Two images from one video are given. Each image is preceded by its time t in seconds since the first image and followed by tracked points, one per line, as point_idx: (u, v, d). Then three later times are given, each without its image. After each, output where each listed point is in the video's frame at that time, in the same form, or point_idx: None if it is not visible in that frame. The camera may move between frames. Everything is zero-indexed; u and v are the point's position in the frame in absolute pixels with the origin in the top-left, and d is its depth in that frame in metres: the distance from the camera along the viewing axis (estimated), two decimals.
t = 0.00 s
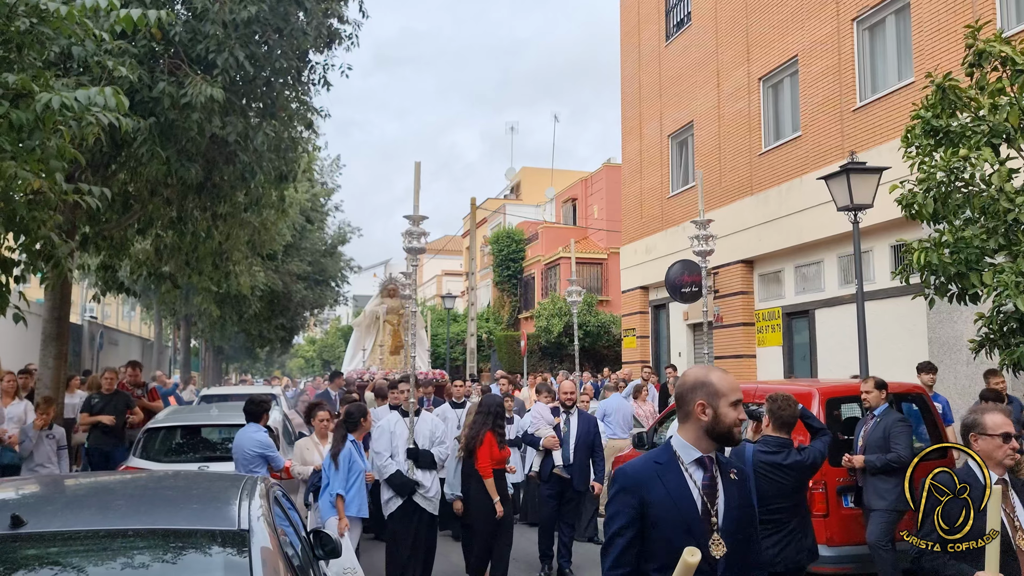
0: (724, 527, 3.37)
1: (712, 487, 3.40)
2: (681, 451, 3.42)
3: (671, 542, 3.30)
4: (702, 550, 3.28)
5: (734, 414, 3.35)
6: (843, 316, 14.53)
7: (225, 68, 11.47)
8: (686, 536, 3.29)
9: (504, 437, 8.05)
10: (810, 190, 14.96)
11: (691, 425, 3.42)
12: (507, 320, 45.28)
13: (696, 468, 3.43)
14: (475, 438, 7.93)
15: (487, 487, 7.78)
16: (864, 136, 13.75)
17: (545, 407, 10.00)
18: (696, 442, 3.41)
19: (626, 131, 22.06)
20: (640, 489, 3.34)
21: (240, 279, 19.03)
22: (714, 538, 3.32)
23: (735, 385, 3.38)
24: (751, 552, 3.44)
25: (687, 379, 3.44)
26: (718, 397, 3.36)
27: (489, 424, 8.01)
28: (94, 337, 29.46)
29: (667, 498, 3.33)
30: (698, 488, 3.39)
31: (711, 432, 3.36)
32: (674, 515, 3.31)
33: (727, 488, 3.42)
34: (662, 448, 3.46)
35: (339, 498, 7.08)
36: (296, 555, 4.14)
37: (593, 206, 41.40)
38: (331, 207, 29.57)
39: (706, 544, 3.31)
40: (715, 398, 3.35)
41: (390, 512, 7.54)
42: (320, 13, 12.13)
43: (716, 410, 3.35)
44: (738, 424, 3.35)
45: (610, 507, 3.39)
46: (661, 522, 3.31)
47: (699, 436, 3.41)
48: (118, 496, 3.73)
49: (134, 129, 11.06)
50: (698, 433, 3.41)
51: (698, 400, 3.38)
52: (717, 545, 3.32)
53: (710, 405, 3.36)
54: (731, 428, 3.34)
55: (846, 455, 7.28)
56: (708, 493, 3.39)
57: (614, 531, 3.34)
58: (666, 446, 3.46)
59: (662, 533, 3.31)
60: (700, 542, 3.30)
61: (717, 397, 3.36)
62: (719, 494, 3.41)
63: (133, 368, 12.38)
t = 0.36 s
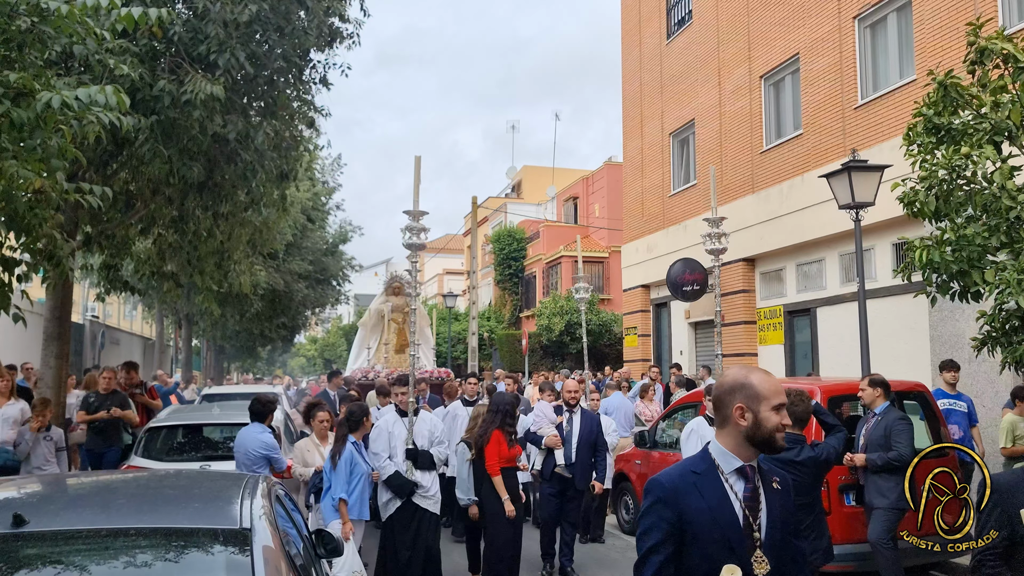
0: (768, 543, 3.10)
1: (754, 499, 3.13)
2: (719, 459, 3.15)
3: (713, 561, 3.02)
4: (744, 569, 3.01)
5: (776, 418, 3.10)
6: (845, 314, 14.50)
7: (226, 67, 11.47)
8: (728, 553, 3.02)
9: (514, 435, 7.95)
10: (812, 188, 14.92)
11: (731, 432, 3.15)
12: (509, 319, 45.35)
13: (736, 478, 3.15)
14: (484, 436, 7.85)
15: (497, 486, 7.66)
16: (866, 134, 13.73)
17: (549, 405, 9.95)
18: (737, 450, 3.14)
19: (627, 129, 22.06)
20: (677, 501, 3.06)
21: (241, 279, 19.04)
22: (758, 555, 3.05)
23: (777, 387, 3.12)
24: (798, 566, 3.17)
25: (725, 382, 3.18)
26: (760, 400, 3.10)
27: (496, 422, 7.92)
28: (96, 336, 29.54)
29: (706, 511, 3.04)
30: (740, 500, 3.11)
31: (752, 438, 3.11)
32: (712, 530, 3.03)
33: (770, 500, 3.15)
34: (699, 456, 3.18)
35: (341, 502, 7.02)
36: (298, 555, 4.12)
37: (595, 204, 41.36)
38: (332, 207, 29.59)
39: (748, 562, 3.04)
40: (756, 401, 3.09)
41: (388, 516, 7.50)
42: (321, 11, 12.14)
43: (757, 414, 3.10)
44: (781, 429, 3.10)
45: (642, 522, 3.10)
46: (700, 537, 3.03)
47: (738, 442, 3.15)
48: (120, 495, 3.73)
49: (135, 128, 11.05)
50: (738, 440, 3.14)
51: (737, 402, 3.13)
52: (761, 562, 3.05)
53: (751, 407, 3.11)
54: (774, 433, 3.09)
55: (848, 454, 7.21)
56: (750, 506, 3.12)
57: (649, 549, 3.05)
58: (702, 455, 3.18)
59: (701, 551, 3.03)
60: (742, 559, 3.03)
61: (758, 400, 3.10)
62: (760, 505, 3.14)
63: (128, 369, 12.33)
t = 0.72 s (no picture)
0: (801, 557, 2.86)
1: (784, 509, 2.89)
2: (742, 467, 2.91)
3: None
4: None
5: (800, 419, 2.84)
6: (846, 313, 14.49)
7: (228, 66, 11.45)
8: (759, 571, 2.78)
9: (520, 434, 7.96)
10: (814, 186, 14.89)
11: (752, 435, 2.91)
12: (510, 318, 45.41)
13: (762, 487, 2.92)
14: (489, 435, 7.84)
15: (504, 486, 7.69)
16: (866, 133, 13.72)
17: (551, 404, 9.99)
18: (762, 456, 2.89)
19: (628, 129, 22.07)
20: (698, 516, 2.81)
21: (242, 279, 19.06)
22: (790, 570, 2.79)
23: (799, 383, 2.87)
24: None
25: (742, 380, 2.94)
26: (782, 399, 2.85)
27: (502, 420, 7.88)
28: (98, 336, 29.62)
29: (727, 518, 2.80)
30: (768, 511, 2.87)
31: (775, 441, 2.85)
32: (741, 543, 2.78)
33: (800, 508, 2.93)
34: (720, 463, 2.95)
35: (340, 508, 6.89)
36: (298, 554, 4.12)
37: (596, 203, 41.33)
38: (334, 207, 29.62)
39: None
40: (775, 401, 2.85)
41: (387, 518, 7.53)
42: (322, 11, 12.15)
43: (777, 415, 2.85)
44: (805, 431, 2.84)
45: (660, 542, 2.85)
46: (729, 554, 2.78)
47: (760, 446, 2.90)
48: (122, 495, 3.73)
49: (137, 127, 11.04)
50: (761, 444, 2.90)
51: (755, 403, 2.89)
52: None
53: (770, 407, 2.86)
54: (798, 435, 2.83)
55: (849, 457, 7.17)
56: (780, 518, 2.87)
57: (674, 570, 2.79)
58: (723, 462, 2.95)
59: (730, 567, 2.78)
60: None
61: (778, 399, 2.85)
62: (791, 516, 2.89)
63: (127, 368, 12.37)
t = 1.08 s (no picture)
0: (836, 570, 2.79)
1: (818, 520, 2.82)
2: (772, 475, 2.84)
3: None
4: None
5: (835, 424, 2.76)
6: (847, 312, 14.48)
7: (229, 66, 11.46)
8: None
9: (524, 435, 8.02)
10: (815, 186, 14.87)
11: (782, 441, 2.82)
12: (511, 318, 45.38)
13: (794, 496, 2.85)
14: (494, 437, 7.85)
15: (511, 488, 7.67)
16: (868, 133, 13.71)
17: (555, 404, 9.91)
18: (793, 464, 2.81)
19: (629, 129, 22.05)
20: (726, 529, 2.73)
21: (243, 279, 19.03)
22: None
23: (833, 386, 2.77)
24: None
25: (772, 382, 2.85)
26: (814, 403, 2.77)
27: (507, 422, 7.98)
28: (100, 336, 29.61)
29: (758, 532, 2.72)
30: (801, 524, 2.80)
31: (805, 448, 2.77)
32: (771, 557, 2.71)
33: (834, 518, 2.86)
34: (748, 471, 2.87)
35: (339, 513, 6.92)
36: (299, 554, 4.12)
37: (597, 203, 41.27)
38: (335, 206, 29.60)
39: None
40: (807, 405, 2.77)
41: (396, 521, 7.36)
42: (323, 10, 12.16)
43: (808, 419, 2.77)
44: (838, 437, 2.75)
45: (686, 557, 2.78)
46: (759, 569, 2.70)
47: (791, 452, 2.82)
48: (122, 495, 3.73)
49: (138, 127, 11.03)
50: (792, 451, 2.82)
51: (785, 406, 2.81)
52: None
53: (801, 411, 2.78)
54: (830, 442, 2.75)
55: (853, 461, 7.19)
56: (813, 530, 2.80)
57: None
58: (752, 470, 2.87)
59: None
60: None
61: (810, 403, 2.77)
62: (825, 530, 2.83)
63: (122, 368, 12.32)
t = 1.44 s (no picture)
0: None
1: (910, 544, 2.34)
2: (850, 486, 2.40)
3: None
4: None
5: (919, 432, 2.26)
6: (847, 311, 14.48)
7: (230, 66, 11.45)
8: None
9: (526, 438, 7.97)
10: (815, 186, 14.87)
11: (857, 449, 2.37)
12: (511, 318, 45.41)
13: (877, 512, 2.40)
14: (497, 440, 7.81)
15: (510, 491, 7.63)
16: (867, 132, 13.72)
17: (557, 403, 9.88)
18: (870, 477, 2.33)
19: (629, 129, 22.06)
20: (795, 544, 2.39)
21: (244, 279, 19.07)
22: None
23: (922, 388, 2.27)
24: None
25: (848, 379, 2.40)
26: (894, 407, 2.29)
27: (509, 425, 7.89)
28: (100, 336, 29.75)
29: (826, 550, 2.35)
30: (882, 544, 2.36)
31: (884, 457, 2.30)
32: None
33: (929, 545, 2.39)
34: (825, 481, 2.48)
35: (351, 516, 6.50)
36: (298, 554, 4.11)
37: (597, 203, 41.27)
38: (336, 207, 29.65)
39: None
40: (883, 408, 2.29)
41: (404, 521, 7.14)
42: (324, 10, 12.17)
43: (886, 424, 2.30)
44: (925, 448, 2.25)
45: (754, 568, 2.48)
46: None
47: (868, 462, 2.36)
48: (122, 495, 3.72)
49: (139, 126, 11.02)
50: (870, 461, 2.35)
51: (860, 406, 2.35)
52: None
53: (877, 414, 2.31)
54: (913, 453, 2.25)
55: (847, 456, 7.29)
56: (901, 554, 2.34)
57: None
58: (831, 480, 2.46)
59: None
60: None
61: (889, 405, 2.29)
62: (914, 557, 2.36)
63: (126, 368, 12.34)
